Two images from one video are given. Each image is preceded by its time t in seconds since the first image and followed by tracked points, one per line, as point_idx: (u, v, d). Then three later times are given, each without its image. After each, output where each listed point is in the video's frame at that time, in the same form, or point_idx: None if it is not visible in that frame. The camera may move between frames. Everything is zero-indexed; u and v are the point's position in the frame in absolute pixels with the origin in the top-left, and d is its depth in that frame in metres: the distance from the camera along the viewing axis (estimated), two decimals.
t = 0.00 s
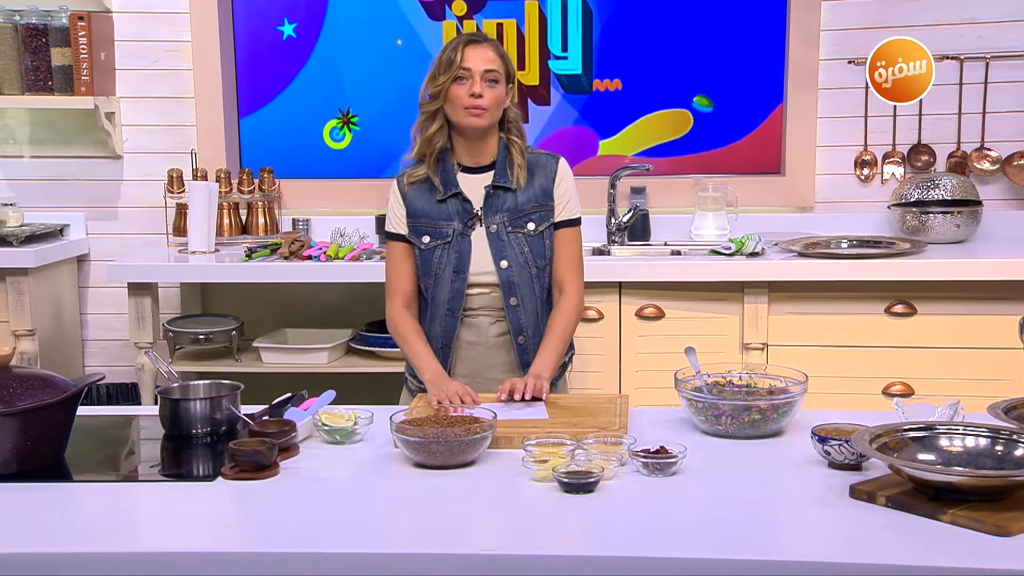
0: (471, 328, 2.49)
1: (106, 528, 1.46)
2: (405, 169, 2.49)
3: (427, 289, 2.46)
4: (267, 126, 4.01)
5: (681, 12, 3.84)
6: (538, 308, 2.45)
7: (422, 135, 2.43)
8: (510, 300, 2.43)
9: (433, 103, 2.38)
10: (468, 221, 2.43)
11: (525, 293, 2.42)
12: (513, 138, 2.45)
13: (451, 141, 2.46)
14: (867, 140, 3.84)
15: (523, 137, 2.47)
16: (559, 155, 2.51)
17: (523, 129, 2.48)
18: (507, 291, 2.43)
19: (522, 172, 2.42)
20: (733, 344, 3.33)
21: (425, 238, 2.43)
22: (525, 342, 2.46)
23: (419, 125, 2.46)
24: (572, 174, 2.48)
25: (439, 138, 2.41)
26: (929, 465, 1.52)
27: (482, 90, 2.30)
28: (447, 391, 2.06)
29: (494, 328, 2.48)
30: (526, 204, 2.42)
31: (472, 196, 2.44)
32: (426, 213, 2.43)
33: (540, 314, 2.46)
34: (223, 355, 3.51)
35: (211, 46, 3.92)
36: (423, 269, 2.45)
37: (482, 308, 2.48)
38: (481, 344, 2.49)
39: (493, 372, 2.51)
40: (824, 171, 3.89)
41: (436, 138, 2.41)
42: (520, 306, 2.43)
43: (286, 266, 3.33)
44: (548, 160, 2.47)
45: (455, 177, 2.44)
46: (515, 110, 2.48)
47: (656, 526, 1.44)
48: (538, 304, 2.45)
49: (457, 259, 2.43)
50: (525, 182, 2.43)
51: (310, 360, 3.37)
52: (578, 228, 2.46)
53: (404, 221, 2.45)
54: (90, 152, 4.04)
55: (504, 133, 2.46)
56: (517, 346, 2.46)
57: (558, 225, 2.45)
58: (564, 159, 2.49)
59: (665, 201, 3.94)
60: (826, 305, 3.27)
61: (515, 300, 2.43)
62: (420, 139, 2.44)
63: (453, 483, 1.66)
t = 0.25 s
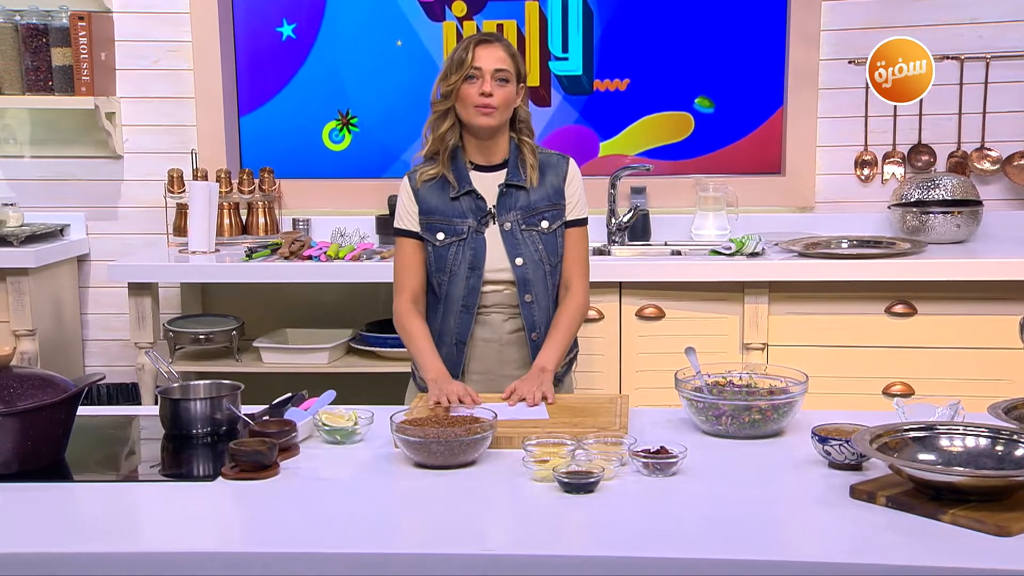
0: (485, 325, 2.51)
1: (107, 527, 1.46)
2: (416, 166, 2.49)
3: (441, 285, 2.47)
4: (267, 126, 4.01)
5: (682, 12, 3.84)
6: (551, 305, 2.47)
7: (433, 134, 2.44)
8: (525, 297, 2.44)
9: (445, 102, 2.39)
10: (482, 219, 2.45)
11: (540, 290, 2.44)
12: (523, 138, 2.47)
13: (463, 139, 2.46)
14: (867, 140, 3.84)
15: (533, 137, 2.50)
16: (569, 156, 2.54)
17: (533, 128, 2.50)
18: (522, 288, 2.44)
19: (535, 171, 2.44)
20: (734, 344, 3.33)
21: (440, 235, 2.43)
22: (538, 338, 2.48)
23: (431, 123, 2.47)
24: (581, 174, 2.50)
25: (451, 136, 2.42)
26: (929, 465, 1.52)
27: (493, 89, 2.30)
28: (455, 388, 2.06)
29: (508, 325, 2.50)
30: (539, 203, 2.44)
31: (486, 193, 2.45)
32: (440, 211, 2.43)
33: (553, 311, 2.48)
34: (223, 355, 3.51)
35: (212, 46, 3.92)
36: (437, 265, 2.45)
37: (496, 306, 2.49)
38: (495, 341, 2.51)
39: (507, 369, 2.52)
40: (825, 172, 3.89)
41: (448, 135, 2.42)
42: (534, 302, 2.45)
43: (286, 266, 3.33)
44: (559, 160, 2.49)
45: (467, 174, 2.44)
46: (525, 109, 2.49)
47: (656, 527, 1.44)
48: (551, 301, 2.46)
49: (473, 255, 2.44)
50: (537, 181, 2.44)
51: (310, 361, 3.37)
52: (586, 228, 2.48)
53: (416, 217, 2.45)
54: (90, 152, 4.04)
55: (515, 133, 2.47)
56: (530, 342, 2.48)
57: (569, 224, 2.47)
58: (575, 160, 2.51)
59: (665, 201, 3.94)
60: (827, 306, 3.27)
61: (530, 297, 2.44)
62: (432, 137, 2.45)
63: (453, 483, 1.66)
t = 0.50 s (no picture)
0: (494, 321, 2.50)
1: (104, 528, 1.46)
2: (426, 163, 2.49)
3: (451, 279, 2.46)
4: (265, 126, 4.01)
5: (680, 12, 3.84)
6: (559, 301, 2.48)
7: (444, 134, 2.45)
8: (534, 293, 2.45)
9: (454, 103, 2.40)
10: (493, 215, 2.45)
11: (548, 286, 2.45)
12: (532, 137, 2.47)
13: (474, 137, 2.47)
14: (865, 140, 3.85)
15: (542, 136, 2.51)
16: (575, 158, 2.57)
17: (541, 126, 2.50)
18: (532, 284, 2.45)
19: (543, 170, 2.46)
20: (731, 344, 3.34)
21: (452, 230, 2.42)
22: (547, 334, 2.48)
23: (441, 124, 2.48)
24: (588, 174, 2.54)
25: (462, 135, 2.43)
26: (926, 466, 1.52)
27: (500, 88, 2.31)
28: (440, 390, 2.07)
29: (517, 321, 2.50)
30: (548, 200, 2.46)
31: (496, 190, 2.45)
32: (452, 206, 2.42)
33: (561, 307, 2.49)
34: (220, 355, 3.51)
35: (209, 46, 3.92)
36: (447, 259, 2.45)
37: (505, 301, 2.49)
38: (504, 336, 2.50)
39: (515, 365, 2.52)
40: (822, 172, 3.89)
41: (459, 135, 2.42)
42: (544, 298, 2.45)
43: (283, 267, 3.33)
44: (566, 161, 2.52)
45: (478, 171, 2.44)
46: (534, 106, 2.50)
47: (653, 527, 1.44)
48: (559, 297, 2.48)
49: (484, 250, 2.44)
50: (546, 179, 2.46)
51: (307, 361, 3.37)
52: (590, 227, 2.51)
53: (427, 211, 2.44)
54: (87, 152, 4.04)
55: (523, 133, 2.48)
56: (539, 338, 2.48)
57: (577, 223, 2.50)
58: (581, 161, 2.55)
59: (663, 201, 3.94)
60: (823, 306, 3.27)
61: (539, 293, 2.45)
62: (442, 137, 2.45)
63: (451, 483, 1.66)
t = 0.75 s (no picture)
0: (505, 317, 2.49)
1: (104, 528, 1.46)
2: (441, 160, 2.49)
3: (466, 274, 2.45)
4: (264, 126, 4.01)
5: (679, 11, 3.84)
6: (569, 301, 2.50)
7: (456, 136, 2.44)
8: (545, 293, 2.46)
9: (465, 108, 2.41)
10: (507, 213, 2.45)
11: (559, 286, 2.46)
12: (543, 138, 2.50)
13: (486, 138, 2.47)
14: (864, 140, 3.85)
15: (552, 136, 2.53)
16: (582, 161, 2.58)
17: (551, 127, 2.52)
18: (543, 284, 2.46)
19: (554, 171, 2.47)
20: (730, 344, 3.34)
21: (468, 225, 2.43)
22: (557, 332, 2.49)
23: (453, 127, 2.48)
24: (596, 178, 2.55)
25: (476, 139, 2.43)
26: (924, 465, 1.53)
27: (510, 91, 2.31)
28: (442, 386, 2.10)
29: (529, 317, 2.49)
30: (559, 203, 2.46)
31: (511, 188, 2.46)
32: (467, 202, 2.43)
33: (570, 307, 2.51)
34: (219, 355, 3.51)
35: (208, 46, 3.92)
36: (462, 254, 2.45)
37: (517, 297, 2.49)
38: (516, 331, 2.49)
39: (526, 359, 2.51)
40: (821, 172, 3.89)
41: (472, 138, 2.43)
42: (554, 298, 2.47)
43: (282, 267, 3.33)
44: (577, 164, 2.53)
45: (493, 169, 2.45)
46: (544, 108, 2.51)
47: (651, 527, 1.44)
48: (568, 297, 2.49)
49: (500, 247, 2.44)
50: (557, 181, 2.47)
51: (306, 361, 3.37)
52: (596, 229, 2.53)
53: (442, 206, 2.44)
54: (86, 152, 4.04)
55: (534, 134, 2.50)
56: (548, 336, 2.49)
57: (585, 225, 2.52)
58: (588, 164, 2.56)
59: (662, 202, 3.94)
60: (821, 306, 3.27)
61: (550, 293, 2.46)
62: (455, 140, 2.45)
63: (450, 483, 1.66)
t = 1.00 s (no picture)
0: (508, 314, 2.49)
1: (105, 528, 1.46)
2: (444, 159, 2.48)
3: (470, 273, 2.46)
4: (263, 126, 4.00)
5: (679, 11, 3.84)
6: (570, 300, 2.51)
7: (461, 137, 2.44)
8: (548, 292, 2.47)
9: (470, 110, 2.41)
10: (511, 212, 2.45)
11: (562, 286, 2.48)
12: (547, 137, 2.50)
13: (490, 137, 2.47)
14: (863, 140, 3.85)
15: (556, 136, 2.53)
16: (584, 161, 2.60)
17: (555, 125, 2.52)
18: (546, 283, 2.47)
19: (557, 171, 2.48)
20: (729, 344, 3.34)
21: (472, 226, 2.43)
22: (558, 331, 2.50)
23: (457, 127, 2.47)
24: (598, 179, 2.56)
25: (481, 140, 2.42)
26: (924, 465, 1.53)
27: (515, 96, 2.32)
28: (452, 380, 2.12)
29: (532, 314, 2.50)
30: (563, 203, 2.48)
31: (515, 189, 2.45)
32: (472, 203, 2.42)
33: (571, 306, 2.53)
34: (219, 355, 3.51)
35: (208, 46, 3.91)
36: (466, 253, 2.45)
37: (519, 296, 2.48)
38: (519, 328, 2.50)
39: (529, 356, 2.51)
40: (820, 172, 3.89)
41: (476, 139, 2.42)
42: (556, 297, 2.48)
43: (282, 267, 3.33)
44: (579, 165, 2.54)
45: (497, 169, 2.44)
46: (548, 107, 2.51)
47: (650, 527, 1.44)
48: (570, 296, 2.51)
49: (504, 246, 2.44)
50: (561, 181, 2.48)
51: (306, 361, 3.37)
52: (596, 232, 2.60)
53: (447, 206, 2.43)
54: (86, 152, 4.04)
55: (538, 134, 2.51)
56: (550, 335, 2.50)
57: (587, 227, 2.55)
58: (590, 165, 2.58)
59: (662, 202, 3.95)
60: (821, 306, 3.27)
61: (552, 292, 2.47)
62: (459, 141, 2.45)
63: (449, 483, 1.66)
